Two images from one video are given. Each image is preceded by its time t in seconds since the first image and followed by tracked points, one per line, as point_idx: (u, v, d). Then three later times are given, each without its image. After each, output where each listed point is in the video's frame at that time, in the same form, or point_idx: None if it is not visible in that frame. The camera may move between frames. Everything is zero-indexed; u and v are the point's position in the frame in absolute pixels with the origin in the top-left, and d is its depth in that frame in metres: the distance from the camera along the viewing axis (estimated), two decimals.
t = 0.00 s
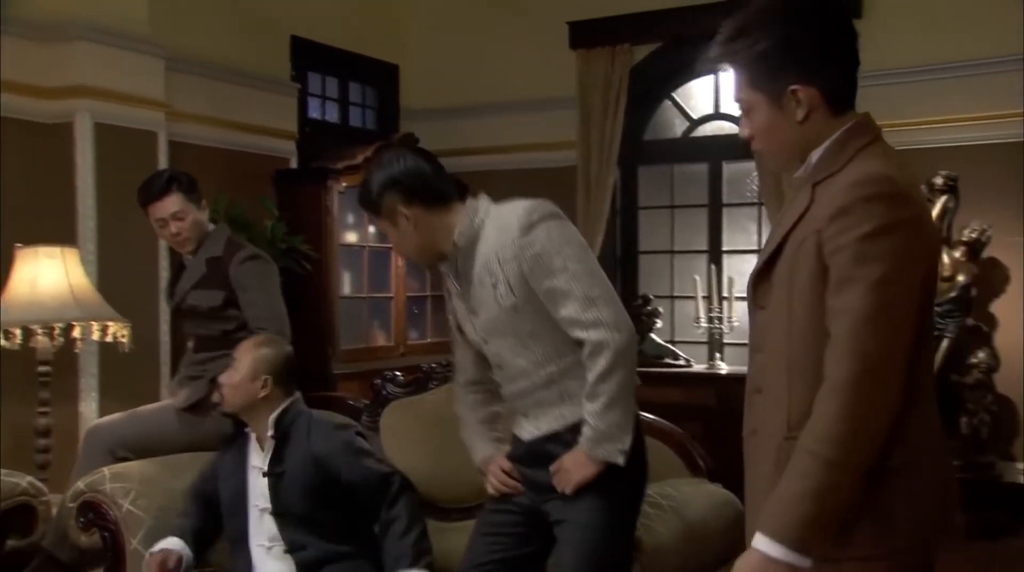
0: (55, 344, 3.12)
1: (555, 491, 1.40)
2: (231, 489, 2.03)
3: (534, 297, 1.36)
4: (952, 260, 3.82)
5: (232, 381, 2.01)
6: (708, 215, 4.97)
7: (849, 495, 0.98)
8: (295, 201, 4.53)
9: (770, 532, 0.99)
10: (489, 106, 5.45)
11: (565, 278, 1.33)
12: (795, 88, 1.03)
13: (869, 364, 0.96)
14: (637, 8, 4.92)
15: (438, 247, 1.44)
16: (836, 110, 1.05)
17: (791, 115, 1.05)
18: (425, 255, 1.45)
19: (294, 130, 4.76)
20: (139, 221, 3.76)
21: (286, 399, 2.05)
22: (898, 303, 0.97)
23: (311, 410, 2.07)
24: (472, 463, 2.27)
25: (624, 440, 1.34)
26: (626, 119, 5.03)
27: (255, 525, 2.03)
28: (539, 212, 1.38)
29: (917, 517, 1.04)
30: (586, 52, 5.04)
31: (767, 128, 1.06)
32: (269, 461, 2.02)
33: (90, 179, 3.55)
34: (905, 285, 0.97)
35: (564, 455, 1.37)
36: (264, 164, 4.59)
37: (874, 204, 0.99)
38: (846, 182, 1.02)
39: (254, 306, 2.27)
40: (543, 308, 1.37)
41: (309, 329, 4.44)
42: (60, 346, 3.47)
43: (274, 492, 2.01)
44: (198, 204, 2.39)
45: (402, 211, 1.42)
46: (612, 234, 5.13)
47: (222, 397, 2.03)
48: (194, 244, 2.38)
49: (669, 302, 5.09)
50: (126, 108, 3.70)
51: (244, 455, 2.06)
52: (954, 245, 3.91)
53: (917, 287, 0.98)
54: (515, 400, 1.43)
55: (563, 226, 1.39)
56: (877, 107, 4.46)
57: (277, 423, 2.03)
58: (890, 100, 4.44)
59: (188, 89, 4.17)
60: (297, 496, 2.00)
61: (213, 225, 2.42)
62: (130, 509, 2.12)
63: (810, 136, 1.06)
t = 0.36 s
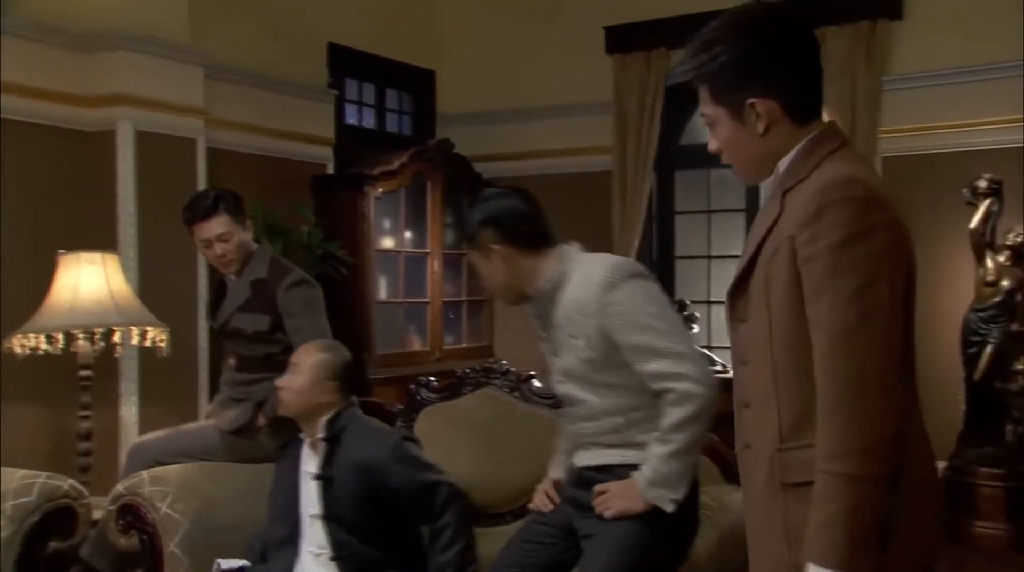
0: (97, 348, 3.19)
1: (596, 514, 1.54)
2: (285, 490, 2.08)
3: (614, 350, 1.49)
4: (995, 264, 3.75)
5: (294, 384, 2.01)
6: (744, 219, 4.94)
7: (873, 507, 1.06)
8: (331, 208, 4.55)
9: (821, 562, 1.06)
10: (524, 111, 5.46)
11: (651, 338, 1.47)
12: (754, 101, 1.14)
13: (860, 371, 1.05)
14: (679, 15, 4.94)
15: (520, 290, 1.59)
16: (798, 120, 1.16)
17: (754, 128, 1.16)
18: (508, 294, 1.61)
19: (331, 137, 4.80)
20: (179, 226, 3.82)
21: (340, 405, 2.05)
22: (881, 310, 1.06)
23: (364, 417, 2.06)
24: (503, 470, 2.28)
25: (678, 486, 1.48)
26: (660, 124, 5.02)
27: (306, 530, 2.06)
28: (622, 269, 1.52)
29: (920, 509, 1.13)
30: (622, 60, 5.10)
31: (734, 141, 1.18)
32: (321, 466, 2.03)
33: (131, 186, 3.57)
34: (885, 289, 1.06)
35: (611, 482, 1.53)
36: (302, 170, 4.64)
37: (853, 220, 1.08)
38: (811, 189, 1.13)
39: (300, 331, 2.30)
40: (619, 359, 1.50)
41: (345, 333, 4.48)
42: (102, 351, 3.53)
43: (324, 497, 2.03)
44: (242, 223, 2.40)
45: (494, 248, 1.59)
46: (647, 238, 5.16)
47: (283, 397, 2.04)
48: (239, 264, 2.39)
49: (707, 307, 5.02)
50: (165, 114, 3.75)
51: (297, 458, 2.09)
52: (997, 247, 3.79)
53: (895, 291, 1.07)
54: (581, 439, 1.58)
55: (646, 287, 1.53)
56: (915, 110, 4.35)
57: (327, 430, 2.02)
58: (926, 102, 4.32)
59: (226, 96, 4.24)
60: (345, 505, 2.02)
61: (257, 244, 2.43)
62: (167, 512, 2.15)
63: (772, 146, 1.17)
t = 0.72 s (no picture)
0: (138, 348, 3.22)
1: (649, 508, 1.62)
2: (331, 484, 2.06)
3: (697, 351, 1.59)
4: None
5: (348, 377, 2.00)
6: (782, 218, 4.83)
7: (843, 489, 1.06)
8: (369, 208, 4.58)
9: (799, 540, 1.06)
10: (560, 111, 5.43)
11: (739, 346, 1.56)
12: (703, 104, 1.16)
13: (827, 357, 1.06)
14: (705, 5, 4.78)
15: (606, 276, 1.68)
16: (751, 122, 1.18)
17: (703, 127, 1.18)
18: (591, 278, 1.69)
19: (367, 137, 4.80)
20: (218, 228, 3.84)
21: (404, 400, 2.10)
22: (846, 299, 1.08)
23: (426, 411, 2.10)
24: (538, 469, 2.27)
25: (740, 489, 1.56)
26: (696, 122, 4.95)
27: (360, 521, 2.06)
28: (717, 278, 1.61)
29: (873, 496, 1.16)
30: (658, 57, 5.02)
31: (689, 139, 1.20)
32: (382, 455, 2.04)
33: (170, 185, 3.63)
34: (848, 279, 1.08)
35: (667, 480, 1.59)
36: (339, 171, 4.65)
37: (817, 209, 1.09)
38: (771, 185, 1.15)
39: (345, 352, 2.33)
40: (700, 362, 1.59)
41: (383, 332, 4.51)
42: (141, 350, 3.57)
43: (384, 485, 2.04)
44: (291, 239, 2.43)
45: (586, 231, 1.66)
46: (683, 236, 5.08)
47: (337, 391, 2.04)
48: (288, 280, 2.42)
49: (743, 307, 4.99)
50: (204, 116, 3.78)
51: (345, 450, 2.07)
52: None
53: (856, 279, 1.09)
54: (641, 434, 1.65)
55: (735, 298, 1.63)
56: (956, 106, 4.23)
57: (391, 421, 2.06)
58: (968, 98, 4.20)
59: (267, 99, 4.26)
60: (406, 493, 2.04)
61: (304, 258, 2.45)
62: (206, 509, 2.17)
63: (725, 145, 1.19)
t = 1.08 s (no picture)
0: (165, 345, 3.24)
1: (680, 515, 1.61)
2: (367, 484, 2.07)
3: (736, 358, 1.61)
4: None
5: (392, 380, 2.04)
6: (809, 215, 4.77)
7: (754, 471, 1.17)
8: (394, 207, 4.59)
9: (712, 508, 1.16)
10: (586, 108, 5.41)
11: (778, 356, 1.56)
12: (639, 116, 1.26)
13: (744, 349, 1.17)
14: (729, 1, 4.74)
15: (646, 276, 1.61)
16: (685, 131, 1.27)
17: (641, 138, 1.27)
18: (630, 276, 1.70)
19: (392, 135, 4.81)
20: (244, 225, 3.86)
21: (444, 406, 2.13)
22: (767, 292, 1.18)
23: (464, 417, 2.13)
24: (560, 467, 2.26)
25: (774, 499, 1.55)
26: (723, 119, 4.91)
27: (392, 522, 2.05)
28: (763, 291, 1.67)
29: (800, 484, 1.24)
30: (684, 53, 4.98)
31: (632, 149, 1.29)
32: (419, 455, 2.06)
33: (198, 182, 3.65)
34: (767, 277, 1.18)
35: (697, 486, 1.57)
36: (365, 168, 4.66)
37: (737, 213, 1.20)
38: (702, 191, 1.24)
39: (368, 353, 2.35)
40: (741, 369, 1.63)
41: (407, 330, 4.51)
42: (169, 347, 3.60)
43: (419, 485, 2.04)
44: (315, 239, 2.43)
45: (626, 230, 1.57)
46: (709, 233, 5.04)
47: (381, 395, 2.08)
48: (312, 281, 2.43)
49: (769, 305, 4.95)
50: (232, 115, 3.81)
51: (382, 451, 2.09)
52: None
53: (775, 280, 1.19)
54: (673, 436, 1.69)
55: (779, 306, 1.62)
56: (986, 100, 4.16)
57: (430, 424, 2.08)
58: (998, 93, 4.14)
59: (294, 98, 4.29)
60: (443, 494, 2.04)
61: (328, 259, 2.45)
62: (232, 505, 2.18)
63: (663, 154, 1.28)
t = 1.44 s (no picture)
0: (185, 337, 3.25)
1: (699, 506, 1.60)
2: (398, 473, 2.10)
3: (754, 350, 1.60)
4: None
5: (426, 374, 2.09)
6: (831, 209, 4.74)
7: (676, 467, 1.09)
8: (414, 200, 4.59)
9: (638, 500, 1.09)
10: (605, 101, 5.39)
11: (797, 346, 1.55)
12: (571, 115, 1.22)
13: (649, 340, 1.10)
14: None
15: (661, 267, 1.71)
16: (616, 129, 1.22)
17: (575, 138, 1.23)
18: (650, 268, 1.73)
19: (412, 128, 4.82)
20: (265, 219, 3.88)
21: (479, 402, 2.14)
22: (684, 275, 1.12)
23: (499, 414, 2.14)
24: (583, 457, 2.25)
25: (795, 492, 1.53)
26: (744, 111, 4.88)
27: (419, 513, 2.07)
28: (775, 274, 1.61)
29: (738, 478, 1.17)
30: (704, 44, 4.94)
31: (565, 151, 1.25)
32: (450, 447, 2.08)
33: (218, 176, 3.66)
34: (681, 263, 1.12)
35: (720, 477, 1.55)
36: (385, 162, 4.67)
37: (641, 198, 1.14)
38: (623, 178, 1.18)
39: (391, 341, 2.36)
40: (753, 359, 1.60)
41: (427, 323, 4.52)
42: (190, 340, 3.62)
43: (446, 477, 2.06)
44: (336, 230, 2.44)
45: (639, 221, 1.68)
46: (730, 226, 5.01)
47: (416, 387, 2.13)
48: (334, 273, 2.44)
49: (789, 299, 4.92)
50: (253, 109, 3.81)
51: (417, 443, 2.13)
52: None
53: (679, 264, 1.12)
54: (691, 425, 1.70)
55: (797, 296, 1.61)
56: (1013, 92, 4.11)
57: (463, 418, 2.10)
58: None
59: (313, 92, 4.29)
60: (469, 488, 2.04)
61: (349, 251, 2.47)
62: (253, 497, 2.19)
63: (595, 153, 1.23)
